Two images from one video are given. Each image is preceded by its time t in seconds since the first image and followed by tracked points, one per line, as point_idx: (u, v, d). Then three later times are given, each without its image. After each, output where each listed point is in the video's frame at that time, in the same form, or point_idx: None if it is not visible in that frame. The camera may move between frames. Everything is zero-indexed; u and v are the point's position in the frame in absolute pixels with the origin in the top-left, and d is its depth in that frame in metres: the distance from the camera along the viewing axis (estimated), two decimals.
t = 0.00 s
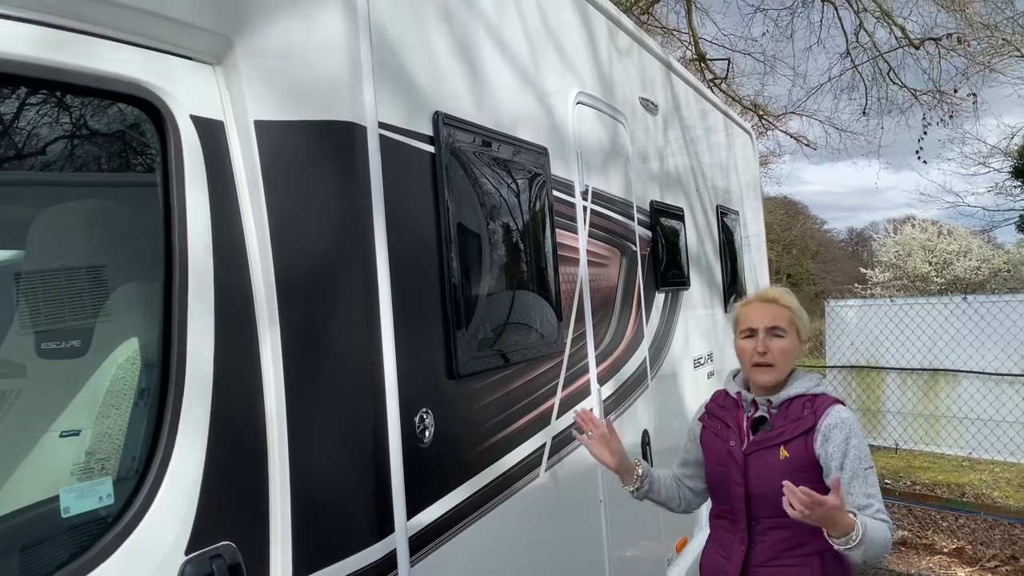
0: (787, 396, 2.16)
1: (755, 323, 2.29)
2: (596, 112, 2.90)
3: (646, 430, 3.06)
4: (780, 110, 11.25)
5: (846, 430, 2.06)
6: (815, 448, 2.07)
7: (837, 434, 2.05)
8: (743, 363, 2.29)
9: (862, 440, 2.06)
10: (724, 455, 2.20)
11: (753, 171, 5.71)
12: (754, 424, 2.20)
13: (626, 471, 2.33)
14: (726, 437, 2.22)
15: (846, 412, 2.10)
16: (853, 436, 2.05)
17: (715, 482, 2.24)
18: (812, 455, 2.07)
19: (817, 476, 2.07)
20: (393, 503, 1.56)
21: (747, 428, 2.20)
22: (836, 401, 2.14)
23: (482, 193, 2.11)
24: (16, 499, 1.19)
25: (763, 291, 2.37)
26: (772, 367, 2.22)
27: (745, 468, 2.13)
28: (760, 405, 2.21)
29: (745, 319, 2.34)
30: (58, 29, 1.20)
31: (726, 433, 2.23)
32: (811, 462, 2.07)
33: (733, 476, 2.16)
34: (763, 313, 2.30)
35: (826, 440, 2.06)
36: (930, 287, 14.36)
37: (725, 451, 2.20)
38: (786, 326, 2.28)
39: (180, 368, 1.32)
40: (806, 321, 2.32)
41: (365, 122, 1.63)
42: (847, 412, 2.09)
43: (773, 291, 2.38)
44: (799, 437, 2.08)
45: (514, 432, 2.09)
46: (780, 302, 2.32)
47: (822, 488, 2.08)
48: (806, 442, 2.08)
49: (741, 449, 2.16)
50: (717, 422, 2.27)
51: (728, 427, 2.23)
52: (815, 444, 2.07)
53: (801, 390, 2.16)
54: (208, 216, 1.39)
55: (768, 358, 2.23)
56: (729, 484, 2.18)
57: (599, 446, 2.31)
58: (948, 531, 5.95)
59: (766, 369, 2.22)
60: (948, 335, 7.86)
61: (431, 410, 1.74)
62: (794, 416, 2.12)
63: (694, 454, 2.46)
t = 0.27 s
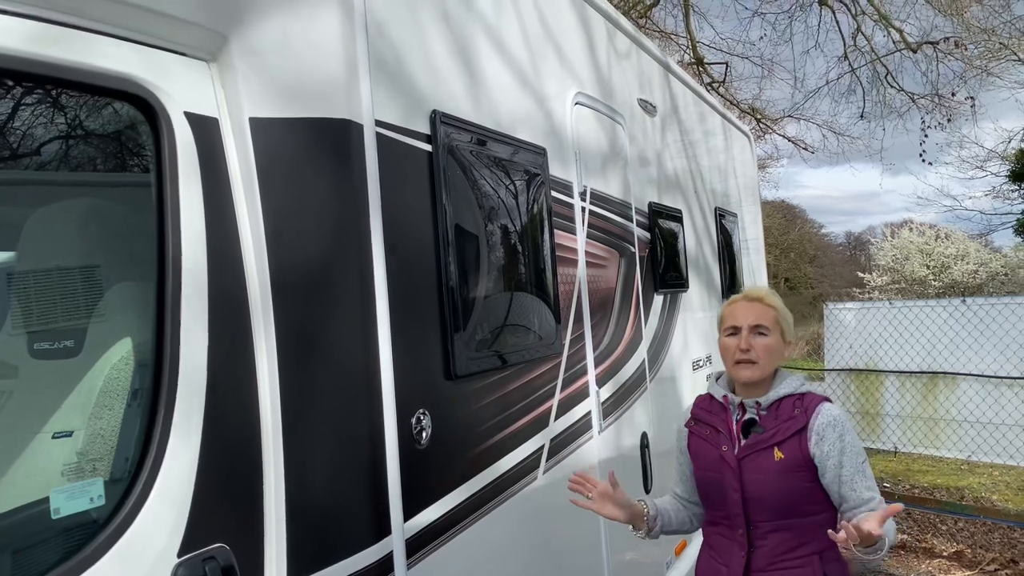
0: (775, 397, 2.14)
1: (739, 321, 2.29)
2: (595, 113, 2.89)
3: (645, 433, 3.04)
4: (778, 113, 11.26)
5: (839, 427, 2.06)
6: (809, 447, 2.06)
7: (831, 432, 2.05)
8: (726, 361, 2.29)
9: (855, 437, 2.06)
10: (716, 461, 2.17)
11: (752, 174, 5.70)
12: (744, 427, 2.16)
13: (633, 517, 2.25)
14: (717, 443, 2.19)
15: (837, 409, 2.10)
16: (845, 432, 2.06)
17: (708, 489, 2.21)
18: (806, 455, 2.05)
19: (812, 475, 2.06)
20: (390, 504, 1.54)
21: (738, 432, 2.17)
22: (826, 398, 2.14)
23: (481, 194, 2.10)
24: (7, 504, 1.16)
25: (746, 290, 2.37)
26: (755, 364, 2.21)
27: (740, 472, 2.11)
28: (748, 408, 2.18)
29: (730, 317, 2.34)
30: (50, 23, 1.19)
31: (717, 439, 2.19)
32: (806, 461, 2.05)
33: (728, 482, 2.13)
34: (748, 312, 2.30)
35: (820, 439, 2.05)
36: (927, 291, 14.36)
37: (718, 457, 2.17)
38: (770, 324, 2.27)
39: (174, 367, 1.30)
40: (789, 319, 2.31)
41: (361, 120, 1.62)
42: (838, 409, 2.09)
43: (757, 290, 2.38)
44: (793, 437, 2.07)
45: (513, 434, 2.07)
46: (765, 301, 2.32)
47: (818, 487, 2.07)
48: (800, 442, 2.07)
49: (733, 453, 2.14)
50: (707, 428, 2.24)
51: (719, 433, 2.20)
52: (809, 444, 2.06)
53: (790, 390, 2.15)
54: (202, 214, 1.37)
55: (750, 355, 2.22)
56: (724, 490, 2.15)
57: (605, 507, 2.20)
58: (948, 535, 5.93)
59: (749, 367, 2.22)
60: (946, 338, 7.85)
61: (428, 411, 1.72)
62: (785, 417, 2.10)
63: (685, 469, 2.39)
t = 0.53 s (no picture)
0: (769, 395, 2.13)
1: (727, 320, 2.27)
2: (593, 111, 2.88)
3: (643, 433, 3.02)
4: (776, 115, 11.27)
5: (834, 423, 2.06)
6: (807, 444, 2.05)
7: (828, 428, 2.05)
8: (716, 362, 2.26)
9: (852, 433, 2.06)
10: (714, 462, 2.14)
11: (750, 175, 5.69)
12: (740, 426, 2.15)
13: (654, 534, 2.23)
14: (714, 444, 2.16)
15: (832, 405, 2.10)
16: (840, 428, 2.06)
17: (705, 492, 2.17)
18: (804, 452, 2.04)
19: (811, 472, 2.05)
20: (385, 503, 1.52)
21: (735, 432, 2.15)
22: (820, 395, 2.14)
23: (479, 193, 2.09)
24: None
25: (729, 288, 2.35)
26: (747, 362, 2.19)
27: (739, 472, 2.09)
28: (743, 408, 2.16)
29: (715, 317, 2.31)
30: (39, 11, 1.16)
31: (713, 440, 2.17)
32: (805, 459, 2.04)
33: (727, 483, 2.10)
34: (734, 310, 2.27)
35: (817, 436, 2.05)
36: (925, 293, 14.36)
37: (715, 458, 2.14)
38: (758, 321, 2.26)
39: (165, 363, 1.28)
40: (774, 315, 2.30)
41: (356, 113, 1.60)
42: (833, 405, 2.09)
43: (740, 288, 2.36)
44: (790, 434, 2.06)
45: (510, 433, 2.05)
46: (749, 297, 2.30)
47: (817, 484, 2.06)
48: (798, 439, 2.05)
49: (731, 453, 2.11)
50: (702, 429, 2.21)
51: (714, 433, 2.18)
52: (807, 442, 2.05)
53: (785, 387, 2.14)
54: (194, 208, 1.35)
55: (741, 355, 2.20)
56: (723, 491, 2.12)
57: (625, 528, 2.17)
58: (947, 536, 5.91)
59: (742, 366, 2.19)
60: (944, 339, 7.85)
61: (424, 409, 1.70)
62: (782, 415, 2.09)
63: (680, 474, 2.36)
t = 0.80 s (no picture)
0: (768, 394, 2.12)
1: (723, 320, 2.25)
2: (591, 109, 2.87)
3: (642, 432, 3.01)
4: (775, 116, 11.27)
5: (834, 423, 2.05)
6: (806, 444, 2.04)
7: (827, 428, 2.04)
8: (712, 362, 2.25)
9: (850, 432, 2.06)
10: (712, 461, 2.13)
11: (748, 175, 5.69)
12: (738, 426, 2.14)
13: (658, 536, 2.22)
14: (712, 443, 2.15)
15: (831, 404, 2.09)
16: (840, 428, 2.05)
17: (702, 491, 2.16)
18: (803, 451, 2.03)
19: (810, 472, 2.04)
20: (381, 501, 1.51)
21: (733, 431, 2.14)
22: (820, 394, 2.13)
23: (477, 193, 2.08)
24: None
25: (724, 287, 2.33)
26: (744, 362, 2.18)
27: (737, 472, 2.07)
28: (741, 407, 2.15)
29: (712, 316, 2.30)
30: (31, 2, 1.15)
31: (711, 439, 2.16)
32: (804, 458, 2.03)
33: (725, 483, 2.09)
34: (730, 309, 2.26)
35: (816, 435, 2.04)
36: (924, 294, 14.37)
37: (713, 457, 2.13)
38: (754, 319, 2.24)
39: (158, 360, 1.26)
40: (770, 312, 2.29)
41: (352, 108, 1.59)
42: (833, 404, 2.09)
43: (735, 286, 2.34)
44: (790, 434, 2.05)
45: (508, 432, 2.04)
46: (745, 296, 2.29)
47: (816, 484, 2.05)
48: (797, 439, 2.05)
49: (730, 452, 2.10)
50: (700, 429, 2.20)
51: (712, 433, 2.17)
52: (806, 441, 2.04)
53: (784, 386, 2.13)
54: (188, 203, 1.34)
55: (738, 354, 2.19)
56: (721, 491, 2.11)
57: (630, 533, 2.16)
58: (946, 536, 5.91)
59: (738, 365, 2.18)
60: (943, 340, 7.84)
61: (421, 407, 1.69)
62: (781, 414, 2.08)
63: (677, 473, 2.36)
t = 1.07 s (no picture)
0: (768, 392, 2.11)
1: (724, 319, 2.24)
2: (590, 107, 2.86)
3: (641, 432, 3.00)
4: (774, 116, 11.27)
5: (832, 425, 2.04)
6: (804, 444, 2.03)
7: (826, 429, 2.03)
8: (712, 361, 2.23)
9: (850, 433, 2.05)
10: (708, 460, 2.12)
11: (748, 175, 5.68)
12: (735, 425, 2.13)
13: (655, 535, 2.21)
14: (709, 441, 2.15)
15: (830, 405, 2.08)
16: (838, 430, 2.04)
17: (699, 490, 2.15)
18: (800, 452, 2.02)
19: (806, 473, 2.03)
20: (379, 501, 1.50)
21: (730, 429, 2.13)
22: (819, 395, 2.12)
23: (476, 191, 2.07)
24: None
25: (727, 286, 2.32)
26: (744, 362, 2.16)
27: (733, 471, 2.06)
28: (739, 406, 2.14)
29: (713, 316, 2.28)
30: None
31: (709, 437, 2.15)
32: (801, 459, 2.02)
33: (721, 481, 2.08)
34: (732, 308, 2.24)
35: (814, 436, 2.03)
36: (923, 294, 14.39)
37: (710, 456, 2.12)
38: (755, 320, 2.22)
39: (153, 356, 1.25)
40: (773, 313, 2.27)
41: (349, 105, 1.58)
42: (832, 406, 2.07)
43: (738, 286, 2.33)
44: (787, 434, 2.04)
45: (507, 431, 2.03)
46: (747, 295, 2.27)
47: (812, 485, 2.04)
48: (795, 439, 2.04)
49: (726, 451, 2.10)
50: (697, 427, 2.19)
51: (710, 431, 2.16)
52: (804, 441, 2.03)
53: (783, 385, 2.12)
54: (183, 198, 1.33)
55: (738, 355, 2.17)
56: (717, 490, 2.10)
57: (628, 532, 2.15)
58: (945, 536, 5.90)
59: (739, 366, 2.16)
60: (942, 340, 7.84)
61: (419, 406, 1.68)
62: (779, 413, 2.07)
63: (676, 472, 2.35)
